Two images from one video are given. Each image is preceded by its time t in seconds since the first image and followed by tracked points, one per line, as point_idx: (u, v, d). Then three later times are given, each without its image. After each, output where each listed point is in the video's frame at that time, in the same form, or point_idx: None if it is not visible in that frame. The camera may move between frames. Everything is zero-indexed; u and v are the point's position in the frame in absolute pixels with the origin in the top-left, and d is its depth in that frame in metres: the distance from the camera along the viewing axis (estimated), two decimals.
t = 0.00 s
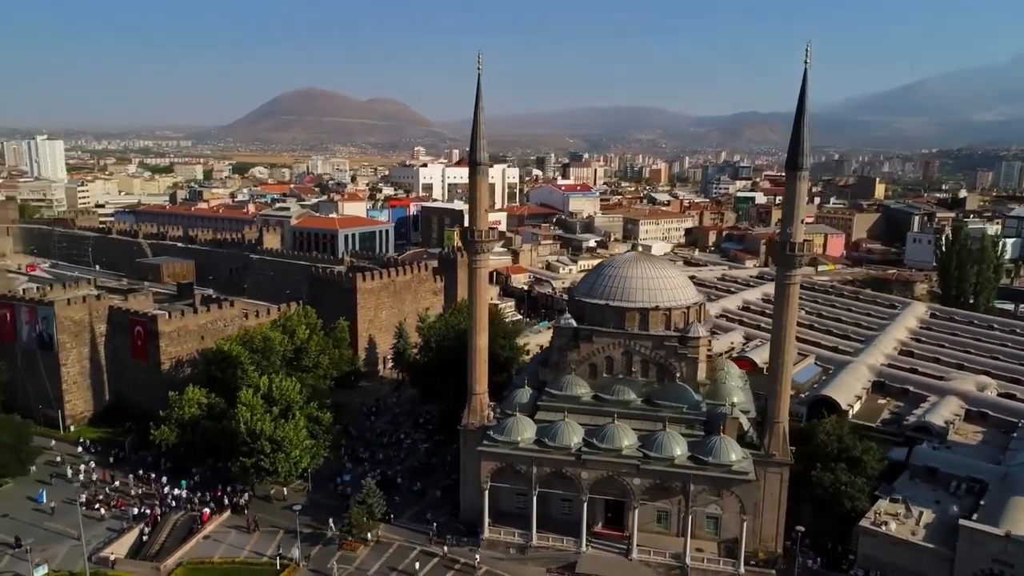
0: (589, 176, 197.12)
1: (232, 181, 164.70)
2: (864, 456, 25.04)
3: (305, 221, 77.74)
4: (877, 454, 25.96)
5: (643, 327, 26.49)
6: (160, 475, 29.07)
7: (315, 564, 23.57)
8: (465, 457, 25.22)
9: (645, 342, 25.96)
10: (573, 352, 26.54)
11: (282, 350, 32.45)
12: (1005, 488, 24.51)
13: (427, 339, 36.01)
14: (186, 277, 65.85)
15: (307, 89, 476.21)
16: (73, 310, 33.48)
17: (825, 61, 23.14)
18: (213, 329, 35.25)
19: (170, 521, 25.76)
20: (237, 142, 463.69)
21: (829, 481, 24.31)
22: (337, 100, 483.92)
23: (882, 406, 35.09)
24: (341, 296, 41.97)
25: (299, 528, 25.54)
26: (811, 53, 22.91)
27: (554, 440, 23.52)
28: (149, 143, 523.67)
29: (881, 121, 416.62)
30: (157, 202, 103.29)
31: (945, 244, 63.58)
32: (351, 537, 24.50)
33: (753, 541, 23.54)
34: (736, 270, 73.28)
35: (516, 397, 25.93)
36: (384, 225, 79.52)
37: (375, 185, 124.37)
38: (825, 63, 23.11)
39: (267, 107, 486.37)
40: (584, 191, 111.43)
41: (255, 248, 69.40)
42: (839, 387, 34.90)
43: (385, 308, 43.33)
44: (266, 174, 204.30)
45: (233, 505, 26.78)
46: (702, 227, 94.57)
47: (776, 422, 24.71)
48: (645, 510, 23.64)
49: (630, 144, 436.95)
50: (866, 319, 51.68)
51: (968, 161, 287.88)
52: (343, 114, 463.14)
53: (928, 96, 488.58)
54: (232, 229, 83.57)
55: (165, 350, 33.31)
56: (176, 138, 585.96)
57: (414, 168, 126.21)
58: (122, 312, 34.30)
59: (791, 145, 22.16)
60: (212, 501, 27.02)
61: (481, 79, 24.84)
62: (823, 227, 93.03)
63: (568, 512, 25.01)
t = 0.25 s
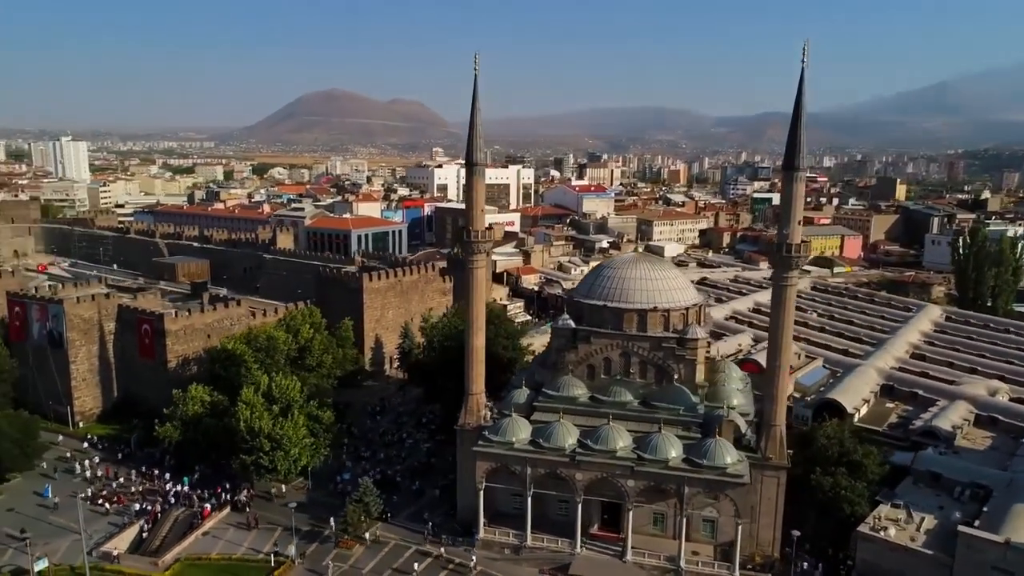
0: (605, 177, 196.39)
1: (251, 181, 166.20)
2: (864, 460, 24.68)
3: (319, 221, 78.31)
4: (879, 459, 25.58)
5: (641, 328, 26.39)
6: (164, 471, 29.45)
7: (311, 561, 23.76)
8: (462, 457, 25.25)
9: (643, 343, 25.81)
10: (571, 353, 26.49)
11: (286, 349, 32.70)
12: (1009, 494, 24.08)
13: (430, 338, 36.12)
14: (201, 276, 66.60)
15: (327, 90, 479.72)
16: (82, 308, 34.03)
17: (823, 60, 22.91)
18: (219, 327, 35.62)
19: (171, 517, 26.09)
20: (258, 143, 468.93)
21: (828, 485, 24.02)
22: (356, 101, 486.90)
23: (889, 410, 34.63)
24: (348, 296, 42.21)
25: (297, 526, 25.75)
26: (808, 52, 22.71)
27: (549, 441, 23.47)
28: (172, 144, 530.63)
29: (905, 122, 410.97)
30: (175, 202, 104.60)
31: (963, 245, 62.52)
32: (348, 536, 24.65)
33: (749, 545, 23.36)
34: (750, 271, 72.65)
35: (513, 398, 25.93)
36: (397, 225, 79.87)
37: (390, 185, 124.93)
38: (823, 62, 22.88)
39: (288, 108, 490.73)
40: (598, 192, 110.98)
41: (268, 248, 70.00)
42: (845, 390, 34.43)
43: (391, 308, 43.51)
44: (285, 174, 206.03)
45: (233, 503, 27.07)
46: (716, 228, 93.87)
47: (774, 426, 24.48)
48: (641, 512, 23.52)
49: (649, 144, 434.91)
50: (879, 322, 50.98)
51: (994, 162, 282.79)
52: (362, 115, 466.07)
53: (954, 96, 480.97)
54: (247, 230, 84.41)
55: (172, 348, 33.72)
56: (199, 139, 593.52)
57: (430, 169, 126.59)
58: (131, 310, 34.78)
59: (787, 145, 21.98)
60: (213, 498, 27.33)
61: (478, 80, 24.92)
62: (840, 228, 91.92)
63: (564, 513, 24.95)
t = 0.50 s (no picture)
0: (621, 177, 195.81)
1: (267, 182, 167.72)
2: (865, 464, 24.34)
3: (331, 222, 78.81)
4: (880, 463, 25.24)
5: (639, 329, 26.27)
6: (166, 469, 29.78)
7: (307, 559, 23.90)
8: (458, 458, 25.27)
9: (641, 345, 25.67)
10: (568, 354, 26.43)
11: (288, 349, 32.94)
12: (1012, 501, 23.67)
13: (433, 338, 36.20)
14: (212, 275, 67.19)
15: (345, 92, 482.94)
16: (90, 306, 34.51)
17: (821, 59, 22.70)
18: (225, 326, 35.93)
19: (170, 514, 26.35)
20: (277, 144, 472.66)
21: (827, 489, 23.76)
22: (374, 102, 489.53)
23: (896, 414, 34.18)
24: (353, 296, 42.40)
25: (295, 524, 25.92)
26: (806, 52, 22.52)
27: (543, 442, 23.44)
28: (192, 145, 536.80)
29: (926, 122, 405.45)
30: (191, 203, 105.76)
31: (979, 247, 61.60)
32: (343, 535, 24.75)
33: (744, 548, 23.17)
34: (762, 273, 72.07)
35: (509, 399, 25.92)
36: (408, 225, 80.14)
37: (404, 186, 125.44)
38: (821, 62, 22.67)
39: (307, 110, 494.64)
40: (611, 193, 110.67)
41: (280, 248, 70.55)
42: (851, 394, 34.01)
43: (397, 308, 43.66)
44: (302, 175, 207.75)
45: (232, 501, 27.29)
46: (729, 230, 93.26)
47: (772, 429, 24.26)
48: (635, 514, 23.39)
49: (666, 145, 433.09)
50: (890, 324, 50.35)
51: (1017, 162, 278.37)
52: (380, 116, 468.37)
53: (977, 96, 474.14)
54: (260, 230, 85.13)
55: (177, 347, 34.06)
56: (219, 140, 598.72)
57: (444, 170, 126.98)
58: (137, 309, 35.19)
59: (783, 146, 21.80)
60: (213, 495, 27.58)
61: (474, 80, 25.02)
62: (855, 230, 90.94)
63: (559, 515, 24.88)
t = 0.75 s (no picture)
0: (637, 178, 195.09)
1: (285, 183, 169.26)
2: (863, 469, 24.00)
3: (343, 222, 79.29)
4: (880, 467, 24.90)
5: (636, 331, 26.14)
6: (169, 466, 30.15)
7: (302, 557, 24.05)
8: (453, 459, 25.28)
9: (637, 346, 25.54)
10: (565, 355, 26.36)
11: (291, 349, 33.15)
12: (1014, 507, 23.25)
13: (435, 338, 36.28)
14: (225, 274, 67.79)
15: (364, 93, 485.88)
16: (98, 305, 35.01)
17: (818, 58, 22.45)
18: (230, 325, 36.30)
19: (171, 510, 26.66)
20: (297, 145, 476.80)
21: (824, 493, 23.47)
22: (393, 103, 492.04)
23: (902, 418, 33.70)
24: (359, 296, 42.61)
25: (291, 522, 26.09)
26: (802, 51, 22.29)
27: (536, 442, 23.40)
28: (214, 146, 543.09)
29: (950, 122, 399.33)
30: (208, 203, 106.96)
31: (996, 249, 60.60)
32: (339, 533, 24.88)
33: (739, 552, 22.95)
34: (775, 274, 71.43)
35: (505, 400, 25.92)
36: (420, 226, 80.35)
37: (418, 187, 125.91)
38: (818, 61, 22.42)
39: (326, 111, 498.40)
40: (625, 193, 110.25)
41: (292, 248, 71.12)
42: (856, 397, 33.57)
43: (402, 308, 43.82)
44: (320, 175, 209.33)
45: (231, 498, 27.53)
46: (743, 231, 92.57)
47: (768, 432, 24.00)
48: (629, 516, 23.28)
49: (684, 146, 430.71)
50: (902, 327, 49.68)
51: None
52: (398, 117, 470.40)
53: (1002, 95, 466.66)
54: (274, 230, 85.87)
55: (182, 345, 34.45)
56: (240, 142, 604.59)
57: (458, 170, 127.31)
58: (144, 308, 35.66)
59: (779, 146, 21.59)
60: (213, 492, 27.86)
61: (470, 81, 25.08)
62: (872, 231, 89.87)
63: (554, 516, 24.83)
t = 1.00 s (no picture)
0: (651, 179, 194.15)
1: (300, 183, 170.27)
2: (860, 472, 23.76)
3: (353, 222, 79.67)
4: (878, 471, 24.64)
5: (631, 332, 26.05)
6: (169, 464, 30.46)
7: (295, 555, 24.20)
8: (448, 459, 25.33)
9: (632, 347, 25.45)
10: (560, 356, 26.33)
11: (292, 349, 33.36)
12: (1013, 513, 22.92)
13: (436, 338, 36.38)
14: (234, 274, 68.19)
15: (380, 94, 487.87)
16: (103, 304, 35.41)
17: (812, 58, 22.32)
18: (233, 325, 36.65)
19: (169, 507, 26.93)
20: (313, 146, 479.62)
21: (819, 497, 23.25)
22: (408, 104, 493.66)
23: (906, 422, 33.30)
24: (363, 296, 42.81)
25: (287, 520, 26.26)
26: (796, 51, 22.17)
27: (529, 443, 23.38)
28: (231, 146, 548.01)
29: (971, 122, 393.63)
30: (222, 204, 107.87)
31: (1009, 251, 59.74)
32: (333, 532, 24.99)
33: (732, 555, 22.79)
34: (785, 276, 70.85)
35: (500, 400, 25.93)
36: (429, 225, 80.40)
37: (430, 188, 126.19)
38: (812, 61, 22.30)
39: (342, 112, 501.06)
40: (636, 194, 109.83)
41: (301, 248, 71.59)
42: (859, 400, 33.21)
43: (406, 308, 43.96)
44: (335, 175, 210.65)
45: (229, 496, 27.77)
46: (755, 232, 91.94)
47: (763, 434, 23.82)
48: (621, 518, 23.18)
49: (700, 146, 428.18)
50: (911, 329, 49.12)
51: None
52: (414, 118, 471.84)
53: None
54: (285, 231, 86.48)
55: (186, 344, 34.80)
56: (257, 142, 609.09)
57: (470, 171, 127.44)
58: (149, 307, 36.05)
59: (772, 147, 21.46)
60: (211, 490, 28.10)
61: (464, 82, 25.18)
62: (885, 232, 88.93)
63: (547, 517, 24.82)
